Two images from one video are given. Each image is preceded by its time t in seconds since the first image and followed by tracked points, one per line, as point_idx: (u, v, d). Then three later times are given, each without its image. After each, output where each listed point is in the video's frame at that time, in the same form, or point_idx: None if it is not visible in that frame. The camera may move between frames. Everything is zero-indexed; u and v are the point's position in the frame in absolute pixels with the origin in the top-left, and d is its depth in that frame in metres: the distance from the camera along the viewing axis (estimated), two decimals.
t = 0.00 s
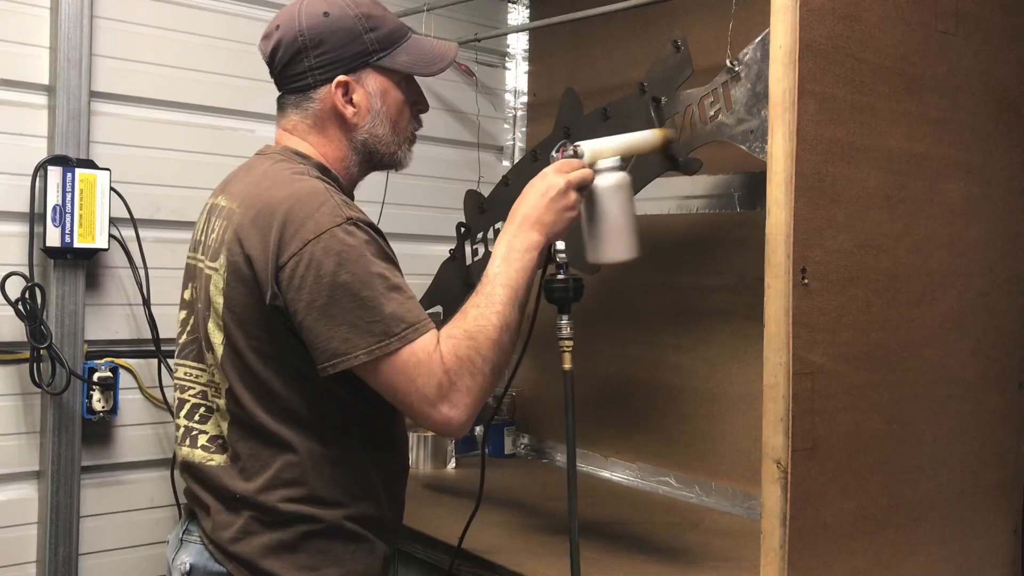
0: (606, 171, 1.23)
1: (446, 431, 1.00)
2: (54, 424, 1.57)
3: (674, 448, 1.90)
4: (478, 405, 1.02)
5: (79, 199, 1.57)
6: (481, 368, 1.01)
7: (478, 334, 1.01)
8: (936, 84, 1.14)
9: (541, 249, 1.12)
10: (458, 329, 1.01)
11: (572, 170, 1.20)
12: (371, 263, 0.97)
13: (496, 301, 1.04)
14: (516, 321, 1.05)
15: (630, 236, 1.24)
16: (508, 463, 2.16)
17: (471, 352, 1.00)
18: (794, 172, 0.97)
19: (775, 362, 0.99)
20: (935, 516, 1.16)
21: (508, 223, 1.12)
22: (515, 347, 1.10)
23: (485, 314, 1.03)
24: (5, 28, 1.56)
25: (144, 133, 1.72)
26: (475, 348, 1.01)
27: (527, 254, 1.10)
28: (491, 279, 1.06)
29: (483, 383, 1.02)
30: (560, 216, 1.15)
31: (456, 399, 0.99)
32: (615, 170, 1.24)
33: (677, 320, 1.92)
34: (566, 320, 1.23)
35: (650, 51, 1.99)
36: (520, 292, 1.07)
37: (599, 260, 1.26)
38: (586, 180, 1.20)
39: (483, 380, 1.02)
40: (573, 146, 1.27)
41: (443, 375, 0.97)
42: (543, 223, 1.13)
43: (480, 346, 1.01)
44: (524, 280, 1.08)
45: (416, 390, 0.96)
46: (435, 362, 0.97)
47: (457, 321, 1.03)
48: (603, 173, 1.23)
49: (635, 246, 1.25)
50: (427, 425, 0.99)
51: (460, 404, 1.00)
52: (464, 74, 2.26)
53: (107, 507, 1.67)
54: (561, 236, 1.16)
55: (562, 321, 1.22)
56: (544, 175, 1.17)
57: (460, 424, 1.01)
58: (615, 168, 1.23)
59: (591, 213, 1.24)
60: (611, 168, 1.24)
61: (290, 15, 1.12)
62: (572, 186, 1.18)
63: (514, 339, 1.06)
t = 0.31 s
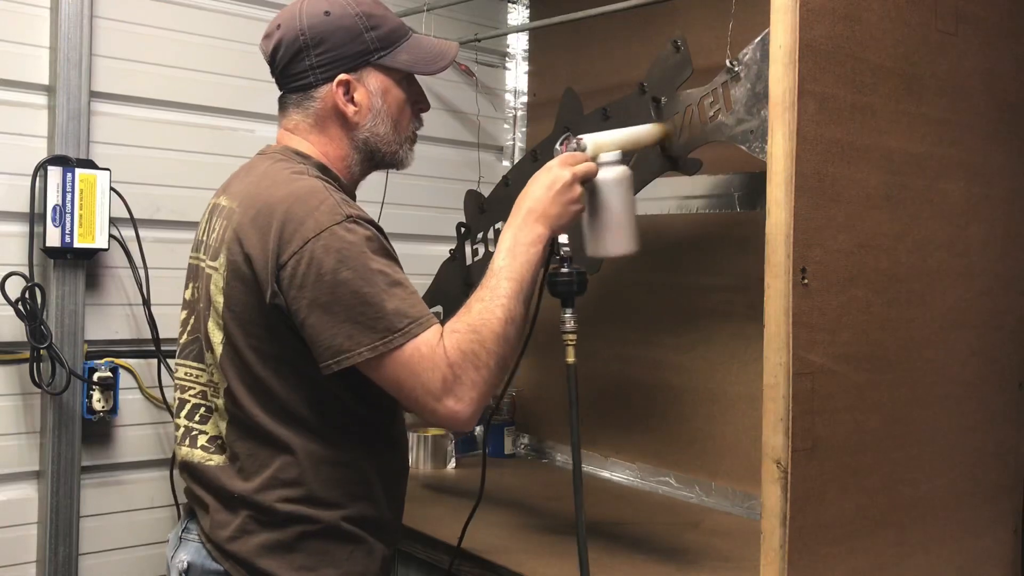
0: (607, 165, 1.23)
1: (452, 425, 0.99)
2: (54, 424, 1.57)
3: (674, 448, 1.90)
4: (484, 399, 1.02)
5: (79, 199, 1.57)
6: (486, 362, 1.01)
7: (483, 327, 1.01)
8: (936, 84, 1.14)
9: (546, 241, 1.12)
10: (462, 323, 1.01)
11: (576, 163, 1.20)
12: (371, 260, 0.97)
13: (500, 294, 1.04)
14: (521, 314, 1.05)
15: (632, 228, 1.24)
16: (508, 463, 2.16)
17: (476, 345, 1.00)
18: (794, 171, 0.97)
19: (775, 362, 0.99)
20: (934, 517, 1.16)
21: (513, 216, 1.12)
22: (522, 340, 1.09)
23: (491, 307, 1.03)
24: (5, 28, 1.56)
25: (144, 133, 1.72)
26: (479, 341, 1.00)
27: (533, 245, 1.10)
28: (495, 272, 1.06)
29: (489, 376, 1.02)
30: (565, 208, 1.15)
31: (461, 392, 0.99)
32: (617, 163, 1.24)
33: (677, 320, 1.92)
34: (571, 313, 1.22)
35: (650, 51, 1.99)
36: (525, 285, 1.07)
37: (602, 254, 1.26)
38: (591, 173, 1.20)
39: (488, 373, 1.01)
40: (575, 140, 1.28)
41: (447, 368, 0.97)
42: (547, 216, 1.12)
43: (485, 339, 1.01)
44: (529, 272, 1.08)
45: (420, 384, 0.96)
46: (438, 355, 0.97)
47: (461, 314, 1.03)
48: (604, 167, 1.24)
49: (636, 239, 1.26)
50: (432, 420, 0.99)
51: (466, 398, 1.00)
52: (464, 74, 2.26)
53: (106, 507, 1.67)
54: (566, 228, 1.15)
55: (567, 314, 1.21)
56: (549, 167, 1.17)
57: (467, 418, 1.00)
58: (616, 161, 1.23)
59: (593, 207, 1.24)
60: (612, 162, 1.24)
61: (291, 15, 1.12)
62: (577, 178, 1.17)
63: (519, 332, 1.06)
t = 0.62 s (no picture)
0: (588, 172, 1.22)
1: (440, 428, 0.98)
2: (54, 424, 1.57)
3: (674, 449, 1.90)
4: (472, 401, 1.00)
5: (79, 199, 1.57)
6: (472, 363, 0.99)
7: (468, 329, 0.99)
8: (936, 83, 1.14)
9: (532, 242, 1.10)
10: (448, 325, 0.99)
11: (560, 167, 1.18)
12: (366, 257, 0.97)
13: (486, 296, 1.02)
14: (507, 314, 1.03)
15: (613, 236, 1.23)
16: (508, 463, 2.16)
17: (461, 347, 0.98)
18: (794, 171, 0.97)
19: (775, 363, 0.99)
20: (934, 517, 1.16)
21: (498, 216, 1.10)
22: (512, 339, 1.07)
23: (476, 309, 1.01)
24: (4, 28, 1.56)
25: (144, 133, 1.72)
26: (465, 342, 0.98)
27: (518, 247, 1.07)
28: (481, 273, 1.04)
29: (476, 378, 1.00)
30: (551, 210, 1.13)
31: (448, 395, 0.98)
32: (597, 171, 1.23)
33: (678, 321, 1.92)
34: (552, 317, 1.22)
35: (650, 50, 1.99)
36: (511, 287, 1.05)
37: (584, 262, 1.25)
38: (573, 177, 1.18)
39: (475, 375, 1.00)
40: (557, 147, 1.27)
41: (432, 372, 0.96)
42: (533, 216, 1.10)
43: (471, 341, 0.99)
44: (514, 274, 1.06)
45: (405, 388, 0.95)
46: (422, 358, 0.95)
47: (446, 316, 1.01)
48: (584, 174, 1.22)
49: (614, 248, 1.25)
50: (420, 424, 0.97)
51: (453, 400, 0.98)
52: (464, 73, 2.26)
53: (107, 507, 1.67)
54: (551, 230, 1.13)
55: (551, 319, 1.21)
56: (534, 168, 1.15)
57: (454, 421, 0.99)
58: (594, 169, 1.22)
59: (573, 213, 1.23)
60: (592, 169, 1.23)
61: (292, 15, 1.12)
62: (561, 181, 1.16)
63: (506, 332, 1.04)
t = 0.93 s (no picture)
0: (598, 141, 1.07)
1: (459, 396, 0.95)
2: (54, 424, 1.57)
3: (674, 448, 1.90)
4: (491, 366, 0.96)
5: (79, 199, 1.57)
6: (485, 330, 0.94)
7: (476, 298, 0.94)
8: (936, 83, 1.14)
9: (543, 208, 1.02)
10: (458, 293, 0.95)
11: (570, 133, 1.06)
12: (365, 239, 0.97)
13: (494, 262, 0.96)
14: (523, 280, 0.98)
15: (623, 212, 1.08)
16: (508, 463, 2.16)
17: (471, 314, 0.94)
18: (794, 171, 0.97)
19: (776, 362, 0.99)
20: (934, 517, 1.16)
21: (508, 181, 1.02)
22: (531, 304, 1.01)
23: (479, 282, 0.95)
24: (4, 28, 1.56)
25: (144, 133, 1.72)
26: (474, 309, 0.94)
27: (527, 216, 1.00)
28: (490, 239, 0.98)
29: (493, 345, 0.95)
30: (562, 174, 1.04)
31: (463, 362, 0.94)
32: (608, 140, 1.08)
33: (678, 321, 1.92)
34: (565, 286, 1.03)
35: (650, 50, 1.99)
36: (524, 253, 0.98)
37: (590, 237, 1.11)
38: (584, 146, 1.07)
39: (490, 342, 0.95)
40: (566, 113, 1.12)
41: (441, 340, 0.93)
42: (542, 182, 1.02)
43: (480, 308, 0.94)
44: (527, 240, 0.99)
45: (418, 358, 0.93)
46: (431, 327, 0.93)
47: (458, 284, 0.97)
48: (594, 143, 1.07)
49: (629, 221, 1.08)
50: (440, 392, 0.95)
51: (469, 367, 0.94)
52: (464, 73, 2.26)
53: (107, 506, 1.67)
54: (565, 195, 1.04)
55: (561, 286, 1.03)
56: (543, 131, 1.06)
57: (473, 387, 0.95)
58: (607, 139, 1.07)
59: (581, 186, 1.08)
60: (604, 139, 1.07)
61: (287, 19, 1.13)
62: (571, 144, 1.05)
63: (523, 298, 0.98)
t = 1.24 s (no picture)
0: (608, 90, 1.26)
1: (486, 316, 0.95)
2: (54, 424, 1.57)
3: (674, 448, 1.90)
4: (517, 287, 0.98)
5: (79, 199, 1.57)
6: (508, 249, 0.97)
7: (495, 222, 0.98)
8: (936, 83, 1.14)
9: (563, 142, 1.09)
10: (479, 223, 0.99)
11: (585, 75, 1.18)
12: (363, 201, 0.98)
13: (515, 187, 1.01)
14: (544, 207, 1.02)
15: (631, 154, 1.27)
16: (509, 463, 2.16)
17: (492, 237, 0.97)
18: (794, 171, 0.97)
19: (775, 362, 0.99)
20: (934, 516, 1.16)
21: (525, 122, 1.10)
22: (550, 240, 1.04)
23: (504, 205, 1.00)
24: (4, 28, 1.56)
25: (144, 133, 1.72)
26: (495, 231, 0.98)
27: (550, 144, 1.07)
28: (511, 170, 1.04)
29: (517, 264, 0.98)
30: (579, 113, 1.12)
31: (486, 281, 0.96)
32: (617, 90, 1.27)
33: (678, 321, 1.92)
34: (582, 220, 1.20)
35: (650, 50, 1.99)
36: (543, 181, 1.03)
37: (603, 182, 1.29)
38: (597, 89, 1.19)
39: (513, 262, 0.98)
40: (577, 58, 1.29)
41: (462, 259, 0.95)
42: (561, 119, 1.10)
43: (502, 228, 0.98)
44: (547, 168, 1.05)
45: (439, 282, 0.94)
46: (451, 251, 0.95)
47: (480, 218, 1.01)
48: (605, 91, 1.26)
49: (637, 164, 1.28)
50: (467, 316, 0.95)
51: (494, 285, 0.96)
52: (464, 73, 2.26)
53: (106, 506, 1.67)
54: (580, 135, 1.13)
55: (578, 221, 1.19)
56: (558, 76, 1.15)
57: (500, 305, 0.96)
58: (615, 87, 1.26)
59: (596, 129, 1.26)
60: (612, 89, 1.26)
61: (277, 25, 1.15)
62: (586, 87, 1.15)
63: (545, 224, 1.02)
